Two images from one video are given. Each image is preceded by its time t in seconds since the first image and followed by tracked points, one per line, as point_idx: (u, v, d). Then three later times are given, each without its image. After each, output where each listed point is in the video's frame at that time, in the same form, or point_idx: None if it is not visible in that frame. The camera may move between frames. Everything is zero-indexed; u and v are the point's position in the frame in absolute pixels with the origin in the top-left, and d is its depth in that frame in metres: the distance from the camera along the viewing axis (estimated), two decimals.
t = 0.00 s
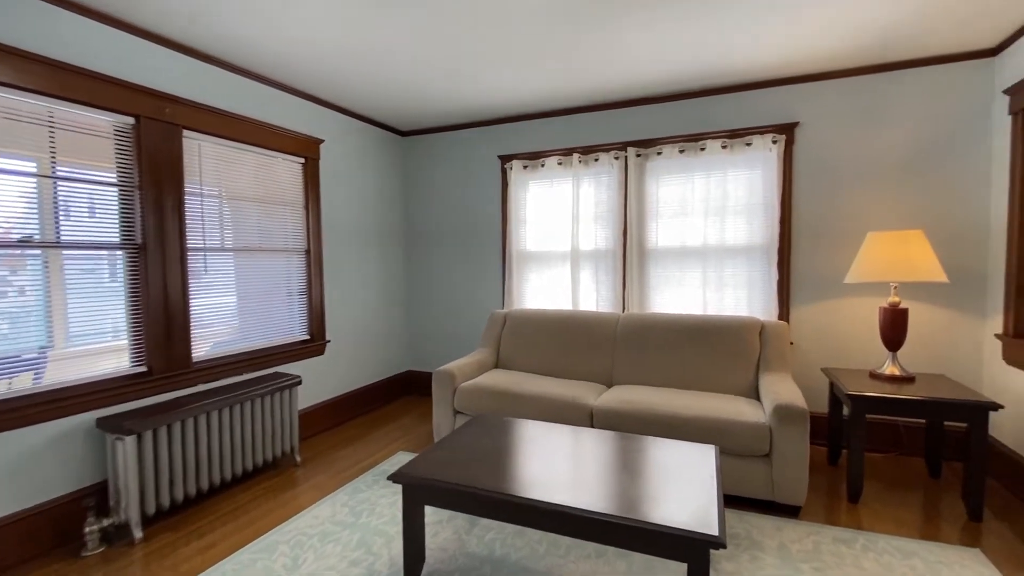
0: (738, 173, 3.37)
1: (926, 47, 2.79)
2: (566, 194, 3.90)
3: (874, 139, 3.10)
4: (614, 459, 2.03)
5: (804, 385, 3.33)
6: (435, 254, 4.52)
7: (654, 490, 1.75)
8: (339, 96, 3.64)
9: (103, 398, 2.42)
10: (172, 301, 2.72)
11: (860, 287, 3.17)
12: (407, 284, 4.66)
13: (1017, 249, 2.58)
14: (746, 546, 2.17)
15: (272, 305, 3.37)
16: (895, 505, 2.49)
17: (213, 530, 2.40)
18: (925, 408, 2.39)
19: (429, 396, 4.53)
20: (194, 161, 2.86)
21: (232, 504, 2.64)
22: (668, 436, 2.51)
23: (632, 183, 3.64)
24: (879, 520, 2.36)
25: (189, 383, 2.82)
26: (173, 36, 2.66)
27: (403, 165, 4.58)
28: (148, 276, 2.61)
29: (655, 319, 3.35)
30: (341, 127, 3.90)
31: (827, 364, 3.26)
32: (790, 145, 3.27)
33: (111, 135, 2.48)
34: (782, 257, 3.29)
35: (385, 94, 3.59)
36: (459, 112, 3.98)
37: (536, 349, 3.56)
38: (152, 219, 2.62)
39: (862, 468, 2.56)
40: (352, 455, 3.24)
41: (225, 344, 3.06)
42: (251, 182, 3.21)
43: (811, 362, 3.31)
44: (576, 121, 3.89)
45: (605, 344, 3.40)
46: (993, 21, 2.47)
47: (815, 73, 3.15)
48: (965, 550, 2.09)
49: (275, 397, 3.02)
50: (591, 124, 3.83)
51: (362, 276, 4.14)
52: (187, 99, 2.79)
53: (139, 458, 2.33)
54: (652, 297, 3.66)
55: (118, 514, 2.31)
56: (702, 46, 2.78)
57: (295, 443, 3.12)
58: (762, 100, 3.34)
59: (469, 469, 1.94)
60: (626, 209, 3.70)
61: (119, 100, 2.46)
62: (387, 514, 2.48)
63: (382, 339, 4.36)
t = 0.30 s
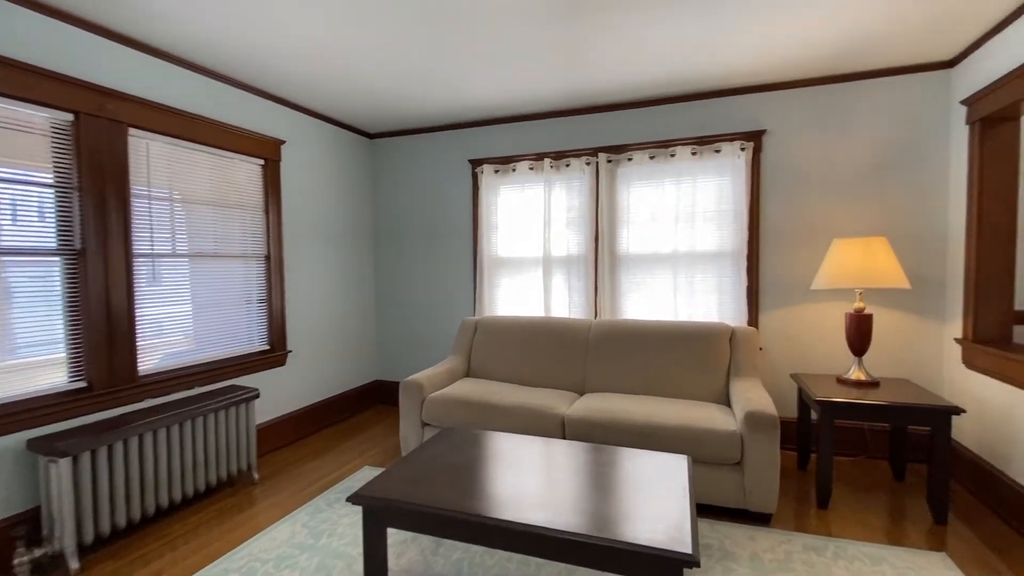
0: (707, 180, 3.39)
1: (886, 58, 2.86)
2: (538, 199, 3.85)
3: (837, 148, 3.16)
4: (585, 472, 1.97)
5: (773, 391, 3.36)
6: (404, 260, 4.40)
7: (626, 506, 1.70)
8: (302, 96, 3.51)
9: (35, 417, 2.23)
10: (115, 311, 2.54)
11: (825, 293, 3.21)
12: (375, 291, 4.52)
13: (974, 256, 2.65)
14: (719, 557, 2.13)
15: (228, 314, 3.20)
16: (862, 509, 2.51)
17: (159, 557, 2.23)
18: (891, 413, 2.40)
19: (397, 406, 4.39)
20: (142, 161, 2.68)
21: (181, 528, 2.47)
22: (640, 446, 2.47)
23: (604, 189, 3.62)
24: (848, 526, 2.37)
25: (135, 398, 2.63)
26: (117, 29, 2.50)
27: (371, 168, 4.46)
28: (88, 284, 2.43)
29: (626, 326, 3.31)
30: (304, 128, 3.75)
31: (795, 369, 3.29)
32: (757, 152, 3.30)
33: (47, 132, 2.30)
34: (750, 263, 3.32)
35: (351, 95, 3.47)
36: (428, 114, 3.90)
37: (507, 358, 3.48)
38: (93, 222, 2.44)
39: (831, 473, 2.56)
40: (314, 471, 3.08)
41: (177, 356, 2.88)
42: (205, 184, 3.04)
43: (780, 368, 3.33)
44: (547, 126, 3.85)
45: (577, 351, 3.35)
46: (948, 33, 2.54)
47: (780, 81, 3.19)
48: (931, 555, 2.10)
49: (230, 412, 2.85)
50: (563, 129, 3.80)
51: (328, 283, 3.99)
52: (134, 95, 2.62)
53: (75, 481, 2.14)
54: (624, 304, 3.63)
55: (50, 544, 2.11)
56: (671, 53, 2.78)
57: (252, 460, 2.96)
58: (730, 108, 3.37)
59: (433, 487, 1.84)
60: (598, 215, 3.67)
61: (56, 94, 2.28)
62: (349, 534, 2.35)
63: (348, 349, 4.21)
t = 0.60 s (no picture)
0: (676, 185, 3.41)
1: (845, 68, 2.94)
2: (509, 203, 3.80)
3: (800, 155, 3.23)
4: (557, 483, 1.92)
5: (742, 393, 3.39)
6: (371, 264, 4.28)
7: (599, 516, 1.66)
8: (263, 94, 3.37)
9: None
10: (53, 319, 2.36)
11: (791, 297, 3.27)
12: (341, 297, 4.38)
13: (931, 260, 2.74)
14: (691, 564, 2.11)
15: (181, 322, 3.02)
16: (829, 510, 2.54)
17: None
18: (854, 415, 2.44)
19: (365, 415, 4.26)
20: (85, 159, 2.51)
21: (127, 551, 2.29)
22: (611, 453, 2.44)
23: (575, 193, 3.60)
24: (816, 527, 2.39)
25: (75, 413, 2.45)
26: (58, 18, 2.34)
27: (337, 170, 4.33)
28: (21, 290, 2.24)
29: (598, 331, 3.29)
30: (266, 128, 3.61)
31: (763, 372, 3.33)
32: (724, 159, 3.34)
33: None
34: (719, 267, 3.35)
35: (315, 95, 3.36)
36: (397, 115, 3.80)
37: (478, 364, 3.41)
38: (27, 224, 2.26)
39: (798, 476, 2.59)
40: (275, 486, 2.94)
41: (125, 366, 2.70)
42: (156, 184, 2.87)
43: (749, 371, 3.37)
44: (518, 129, 3.82)
45: (549, 357, 3.31)
46: (904, 45, 2.63)
47: (746, 89, 3.25)
48: (894, 554, 2.13)
49: (182, 426, 2.68)
50: (534, 132, 3.77)
51: (291, 288, 3.84)
52: (76, 88, 2.45)
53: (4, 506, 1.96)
54: (595, 308, 3.62)
55: None
56: (641, 58, 2.78)
57: (207, 476, 2.79)
58: (698, 114, 3.40)
59: (399, 503, 1.76)
60: (569, 219, 3.65)
61: None
62: (310, 553, 2.23)
63: (312, 357, 4.06)
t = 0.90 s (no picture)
0: (646, 191, 3.45)
1: (808, 78, 3.03)
2: (481, 207, 3.76)
3: (766, 162, 3.31)
4: (531, 493, 1.88)
5: (712, 397, 3.44)
6: (339, 269, 4.16)
7: (575, 527, 1.62)
8: (225, 93, 3.23)
9: None
10: None
11: (758, 301, 3.34)
12: (307, 302, 4.25)
13: (890, 265, 2.84)
14: (666, 570, 2.11)
15: (133, 330, 2.85)
16: (797, 510, 2.59)
17: None
18: (820, 417, 2.50)
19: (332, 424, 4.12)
20: (27, 157, 2.34)
21: None
22: (585, 460, 2.42)
23: (547, 198, 3.59)
24: (785, 528, 2.42)
25: (14, 430, 2.27)
26: None
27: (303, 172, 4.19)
28: None
29: (571, 335, 3.28)
30: (228, 127, 3.46)
31: (732, 375, 3.39)
32: (693, 165, 3.40)
33: None
34: (688, 272, 3.40)
35: (280, 94, 3.24)
36: (366, 117, 3.72)
37: (449, 371, 3.35)
38: None
39: (768, 477, 2.62)
40: (236, 502, 2.79)
41: (70, 378, 2.53)
42: (106, 184, 2.70)
43: (718, 374, 3.42)
44: (490, 133, 3.79)
45: (522, 363, 3.27)
46: (863, 57, 2.72)
47: (713, 97, 3.31)
48: (861, 554, 2.18)
49: (133, 441, 2.51)
50: (506, 136, 3.75)
51: (254, 295, 3.69)
52: (16, 80, 2.28)
53: None
54: (567, 312, 3.61)
55: None
56: (613, 65, 2.79)
57: (162, 493, 2.63)
58: (668, 121, 3.45)
59: (368, 519, 1.69)
60: (541, 224, 3.63)
61: None
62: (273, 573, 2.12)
63: (277, 365, 3.91)
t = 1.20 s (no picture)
0: (620, 195, 3.48)
1: (774, 87, 3.12)
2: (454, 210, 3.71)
3: (735, 168, 3.38)
4: (508, 500, 1.84)
5: (684, 398, 3.49)
6: (308, 272, 4.03)
7: (554, 534, 1.60)
8: (186, 88, 3.10)
9: None
10: None
11: (728, 304, 3.41)
12: (274, 307, 4.10)
13: (853, 269, 2.94)
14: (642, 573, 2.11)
15: (84, 337, 2.68)
16: (768, 509, 2.64)
17: None
18: (788, 417, 2.55)
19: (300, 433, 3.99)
20: None
21: None
22: (561, 465, 2.40)
23: (521, 201, 3.58)
24: (757, 527, 2.46)
25: None
26: None
27: (269, 172, 4.06)
28: None
29: (546, 339, 3.27)
30: (189, 124, 3.32)
31: (703, 376, 3.45)
32: (665, 170, 3.44)
33: None
34: (661, 275, 3.44)
35: (245, 91, 3.12)
36: (336, 116, 3.62)
37: (423, 377, 3.29)
38: None
39: (740, 477, 2.67)
40: (197, 518, 2.66)
41: (13, 390, 2.35)
42: (55, 182, 2.54)
43: (690, 376, 3.47)
44: (464, 135, 3.75)
45: (497, 367, 3.24)
46: (827, 67, 2.82)
47: (684, 103, 3.37)
48: (829, 550, 2.23)
49: (85, 455, 2.36)
50: (480, 139, 3.72)
51: (217, 300, 3.54)
52: None
53: None
54: (543, 316, 3.60)
55: None
56: (587, 69, 2.81)
57: (117, 509, 2.48)
58: (641, 126, 3.49)
59: (340, 532, 1.62)
60: (516, 227, 3.62)
61: None
62: None
63: (241, 373, 3.76)
